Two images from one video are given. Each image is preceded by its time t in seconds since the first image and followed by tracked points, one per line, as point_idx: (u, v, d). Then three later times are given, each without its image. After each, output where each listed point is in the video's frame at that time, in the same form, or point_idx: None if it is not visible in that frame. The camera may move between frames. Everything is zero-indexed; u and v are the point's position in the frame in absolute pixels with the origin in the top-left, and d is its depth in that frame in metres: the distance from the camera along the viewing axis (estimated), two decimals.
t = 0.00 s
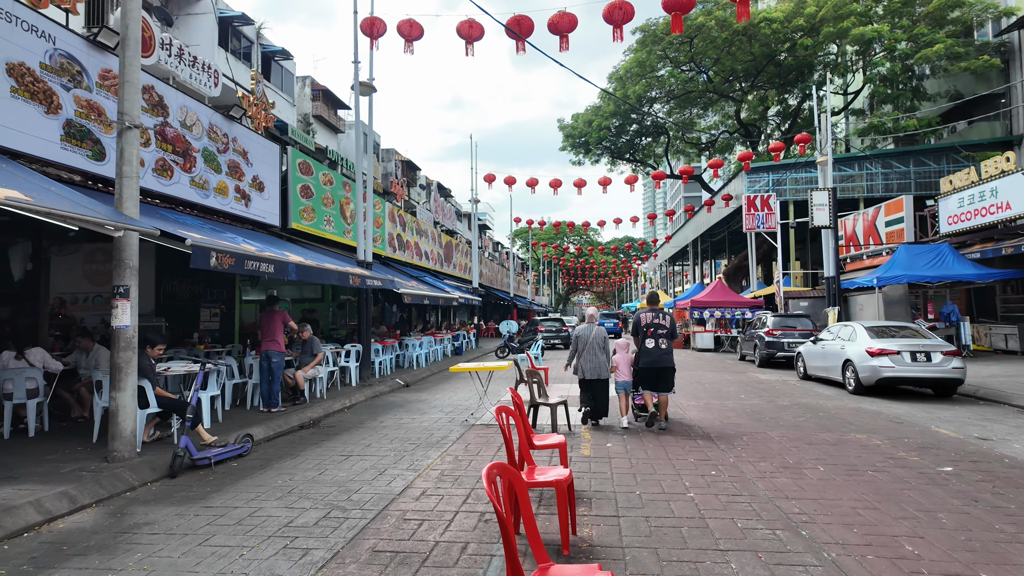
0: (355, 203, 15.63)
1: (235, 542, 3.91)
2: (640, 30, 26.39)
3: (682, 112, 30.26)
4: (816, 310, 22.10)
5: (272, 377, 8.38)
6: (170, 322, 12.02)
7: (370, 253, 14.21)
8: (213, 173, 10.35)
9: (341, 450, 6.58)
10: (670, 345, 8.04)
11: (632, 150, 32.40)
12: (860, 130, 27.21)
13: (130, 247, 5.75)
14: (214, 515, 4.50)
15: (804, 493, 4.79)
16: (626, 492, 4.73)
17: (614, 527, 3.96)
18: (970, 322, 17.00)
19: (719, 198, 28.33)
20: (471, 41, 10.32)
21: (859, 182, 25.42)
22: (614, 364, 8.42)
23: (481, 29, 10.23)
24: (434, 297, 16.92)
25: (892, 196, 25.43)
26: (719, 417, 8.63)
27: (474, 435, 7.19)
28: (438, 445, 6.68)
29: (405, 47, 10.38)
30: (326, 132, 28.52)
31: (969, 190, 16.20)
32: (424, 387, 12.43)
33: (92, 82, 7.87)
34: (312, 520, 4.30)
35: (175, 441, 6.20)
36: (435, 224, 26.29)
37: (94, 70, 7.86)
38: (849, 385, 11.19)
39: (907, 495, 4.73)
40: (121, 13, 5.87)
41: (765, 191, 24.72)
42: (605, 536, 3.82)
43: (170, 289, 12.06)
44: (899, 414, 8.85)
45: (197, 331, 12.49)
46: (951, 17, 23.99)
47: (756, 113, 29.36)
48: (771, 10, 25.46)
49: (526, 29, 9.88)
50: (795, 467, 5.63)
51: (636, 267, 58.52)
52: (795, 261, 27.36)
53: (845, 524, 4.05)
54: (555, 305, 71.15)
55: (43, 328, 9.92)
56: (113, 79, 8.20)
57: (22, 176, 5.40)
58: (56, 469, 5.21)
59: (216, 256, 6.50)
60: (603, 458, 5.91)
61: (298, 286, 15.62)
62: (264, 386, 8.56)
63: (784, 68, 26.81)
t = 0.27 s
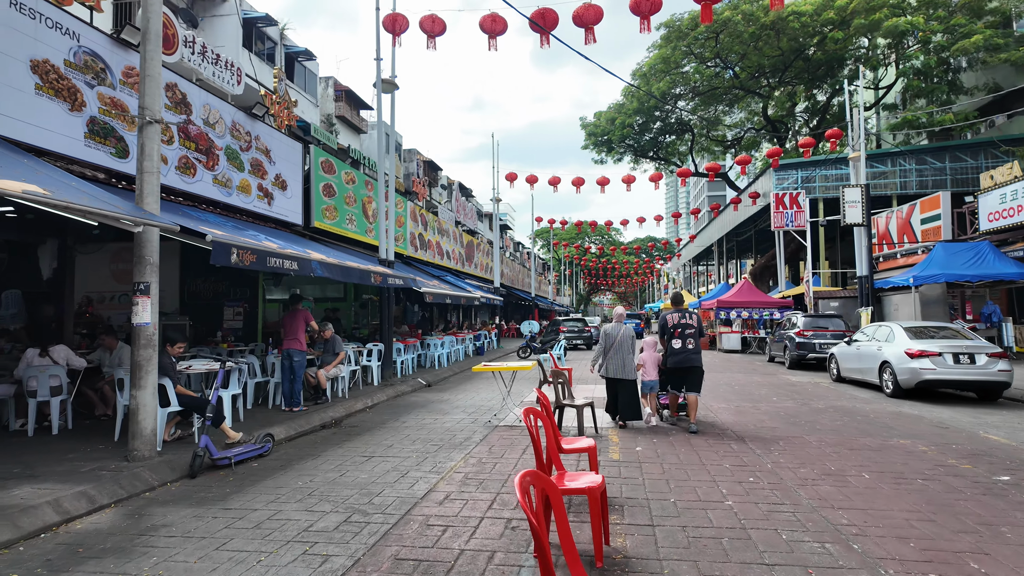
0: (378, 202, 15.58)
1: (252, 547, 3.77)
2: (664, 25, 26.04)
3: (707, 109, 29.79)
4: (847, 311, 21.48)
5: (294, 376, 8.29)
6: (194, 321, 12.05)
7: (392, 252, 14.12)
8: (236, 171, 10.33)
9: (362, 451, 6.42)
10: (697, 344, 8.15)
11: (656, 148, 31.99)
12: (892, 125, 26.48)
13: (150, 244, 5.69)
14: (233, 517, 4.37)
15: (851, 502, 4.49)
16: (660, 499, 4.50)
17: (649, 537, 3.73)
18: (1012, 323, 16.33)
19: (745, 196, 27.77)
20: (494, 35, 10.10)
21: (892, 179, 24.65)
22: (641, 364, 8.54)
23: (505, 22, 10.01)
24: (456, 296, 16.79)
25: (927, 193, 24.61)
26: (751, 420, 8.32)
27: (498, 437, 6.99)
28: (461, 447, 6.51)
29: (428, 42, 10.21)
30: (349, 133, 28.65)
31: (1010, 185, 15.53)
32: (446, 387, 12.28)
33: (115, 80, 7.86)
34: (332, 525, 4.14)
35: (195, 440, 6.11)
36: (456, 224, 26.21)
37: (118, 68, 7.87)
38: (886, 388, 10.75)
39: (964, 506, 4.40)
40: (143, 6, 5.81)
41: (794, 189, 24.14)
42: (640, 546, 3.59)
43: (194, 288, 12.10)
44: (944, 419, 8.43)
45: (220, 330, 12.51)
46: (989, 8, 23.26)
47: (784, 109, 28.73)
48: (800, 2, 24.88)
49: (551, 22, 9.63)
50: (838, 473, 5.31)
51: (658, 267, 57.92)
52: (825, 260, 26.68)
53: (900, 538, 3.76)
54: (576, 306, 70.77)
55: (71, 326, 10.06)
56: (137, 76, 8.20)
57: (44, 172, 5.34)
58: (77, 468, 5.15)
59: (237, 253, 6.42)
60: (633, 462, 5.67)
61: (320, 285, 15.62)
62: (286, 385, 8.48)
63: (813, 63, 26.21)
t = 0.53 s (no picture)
0: (394, 201, 15.45)
1: (266, 561, 3.60)
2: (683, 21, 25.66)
3: (726, 107, 29.34)
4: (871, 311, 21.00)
5: (310, 378, 8.15)
6: (210, 321, 12.00)
7: (408, 252, 13.98)
8: (252, 170, 10.24)
9: (379, 456, 6.25)
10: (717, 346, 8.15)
11: (673, 146, 31.59)
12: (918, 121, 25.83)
13: (164, 244, 5.56)
14: (246, 527, 4.21)
15: (897, 518, 4.22)
16: (692, 513, 4.27)
17: (683, 555, 3.51)
18: None
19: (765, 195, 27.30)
20: (512, 30, 9.90)
21: (917, 176, 24.05)
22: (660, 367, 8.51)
23: (524, 18, 9.80)
24: (472, 296, 16.63)
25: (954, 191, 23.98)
26: (779, 425, 8.03)
27: (518, 442, 6.79)
28: (480, 452, 6.32)
29: (445, 38, 10.03)
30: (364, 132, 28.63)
31: None
32: (462, 389, 12.11)
33: (131, 78, 7.78)
34: (349, 537, 3.96)
35: (209, 444, 6.00)
36: (472, 223, 26.07)
37: (133, 66, 7.79)
38: (918, 392, 10.37)
39: (1020, 523, 4.11)
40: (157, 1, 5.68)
41: (816, 187, 23.65)
42: (674, 565, 3.36)
43: (211, 288, 12.05)
44: (982, 425, 8.07)
45: (236, 330, 12.46)
46: None
47: (805, 106, 28.19)
48: None
49: (571, 16, 9.40)
50: (878, 485, 5.04)
51: (674, 266, 57.32)
52: (847, 259, 26.14)
53: (955, 559, 3.50)
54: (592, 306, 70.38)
55: (87, 326, 10.06)
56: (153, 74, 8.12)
57: (57, 170, 5.23)
58: (89, 473, 5.04)
59: (252, 253, 6.28)
60: (660, 471, 5.43)
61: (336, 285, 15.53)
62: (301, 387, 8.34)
63: (836, 58, 25.66)
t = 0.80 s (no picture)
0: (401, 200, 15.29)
1: (269, 572, 3.43)
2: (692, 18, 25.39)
3: (735, 105, 29.05)
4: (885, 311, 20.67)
5: (315, 379, 7.99)
6: (217, 321, 11.89)
7: (415, 251, 13.82)
8: (258, 168, 10.11)
9: (386, 460, 6.07)
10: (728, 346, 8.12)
11: (682, 145, 31.31)
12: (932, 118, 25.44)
13: (166, 241, 5.41)
14: (249, 535, 4.03)
15: (932, 528, 4.00)
16: (715, 522, 4.07)
17: (709, 568, 3.31)
18: None
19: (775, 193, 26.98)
20: (522, 25, 9.71)
21: (931, 174, 23.68)
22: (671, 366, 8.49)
23: (533, 12, 9.61)
24: (479, 295, 16.44)
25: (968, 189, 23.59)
26: (798, 428, 7.80)
27: (529, 446, 6.59)
28: (490, 456, 6.13)
29: (454, 33, 9.86)
30: (371, 132, 28.53)
31: None
32: (471, 390, 11.93)
33: (135, 74, 7.65)
34: (357, 546, 3.79)
35: (213, 447, 5.85)
36: (479, 223, 25.90)
37: (137, 61, 7.66)
38: (938, 394, 10.09)
39: None
40: None
41: (828, 185, 23.34)
42: None
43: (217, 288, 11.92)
44: (1008, 429, 7.80)
45: (242, 330, 12.34)
46: None
47: (816, 103, 27.84)
48: None
49: (582, 9, 9.21)
50: (908, 492, 4.81)
51: (682, 266, 56.96)
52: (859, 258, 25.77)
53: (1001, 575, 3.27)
54: (599, 306, 70.09)
55: (93, 326, 9.93)
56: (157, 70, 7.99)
57: (57, 165, 5.09)
58: (89, 477, 4.90)
59: (256, 251, 6.13)
60: (678, 477, 5.23)
61: (342, 284, 15.39)
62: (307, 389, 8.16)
63: (847, 55, 25.32)
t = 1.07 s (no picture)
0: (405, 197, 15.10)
1: None
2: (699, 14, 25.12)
3: (742, 102, 28.77)
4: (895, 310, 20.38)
5: (318, 378, 7.81)
6: (219, 319, 11.73)
7: (419, 249, 13.63)
8: (260, 163, 9.93)
9: (391, 463, 5.87)
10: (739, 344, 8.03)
11: (688, 142, 31.05)
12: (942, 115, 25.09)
13: (163, 235, 5.23)
14: (248, 542, 3.84)
15: (968, 537, 3.78)
16: (737, 530, 3.86)
17: None
18: None
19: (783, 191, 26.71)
20: (529, 17, 9.49)
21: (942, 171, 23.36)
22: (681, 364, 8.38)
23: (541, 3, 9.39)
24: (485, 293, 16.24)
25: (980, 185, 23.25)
26: (814, 428, 7.57)
27: (539, 447, 6.39)
28: (498, 458, 5.93)
29: (460, 25, 9.65)
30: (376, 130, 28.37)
31: None
32: (477, 389, 11.73)
33: (134, 66, 7.48)
34: (362, 555, 3.59)
35: (213, 448, 5.67)
36: (484, 221, 25.71)
37: (136, 53, 7.49)
38: (956, 394, 9.83)
39: None
40: None
41: (837, 182, 23.05)
42: None
43: (219, 286, 11.76)
44: None
45: (245, 328, 12.17)
46: None
47: (824, 100, 27.53)
48: None
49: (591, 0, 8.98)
50: (937, 498, 4.58)
51: (687, 264, 56.62)
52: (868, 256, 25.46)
53: None
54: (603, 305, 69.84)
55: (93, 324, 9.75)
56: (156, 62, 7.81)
57: (50, 157, 4.91)
58: (83, 481, 4.72)
59: (257, 246, 5.94)
60: (695, 481, 5.02)
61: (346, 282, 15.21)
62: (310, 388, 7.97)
63: (856, 51, 25.01)
